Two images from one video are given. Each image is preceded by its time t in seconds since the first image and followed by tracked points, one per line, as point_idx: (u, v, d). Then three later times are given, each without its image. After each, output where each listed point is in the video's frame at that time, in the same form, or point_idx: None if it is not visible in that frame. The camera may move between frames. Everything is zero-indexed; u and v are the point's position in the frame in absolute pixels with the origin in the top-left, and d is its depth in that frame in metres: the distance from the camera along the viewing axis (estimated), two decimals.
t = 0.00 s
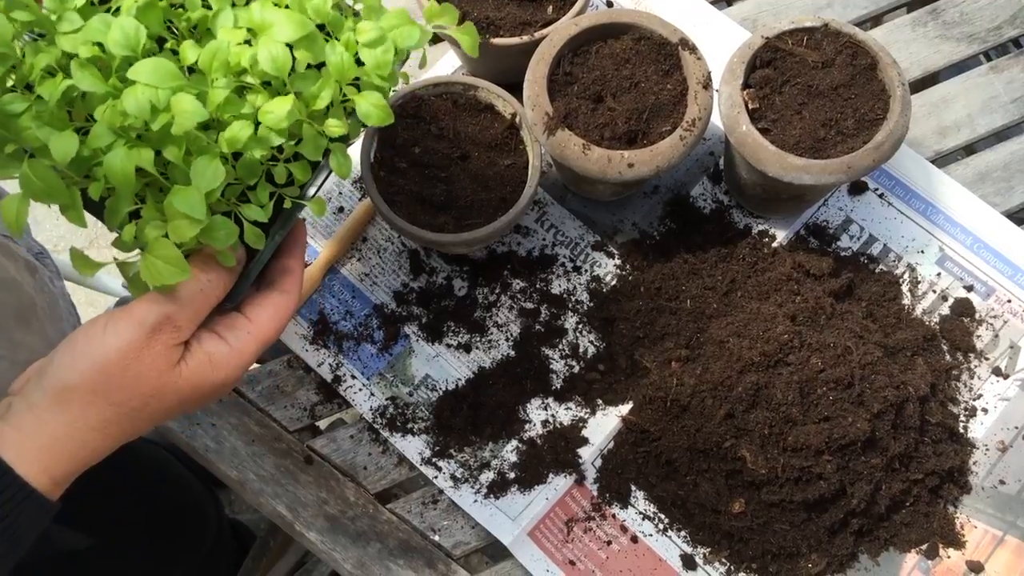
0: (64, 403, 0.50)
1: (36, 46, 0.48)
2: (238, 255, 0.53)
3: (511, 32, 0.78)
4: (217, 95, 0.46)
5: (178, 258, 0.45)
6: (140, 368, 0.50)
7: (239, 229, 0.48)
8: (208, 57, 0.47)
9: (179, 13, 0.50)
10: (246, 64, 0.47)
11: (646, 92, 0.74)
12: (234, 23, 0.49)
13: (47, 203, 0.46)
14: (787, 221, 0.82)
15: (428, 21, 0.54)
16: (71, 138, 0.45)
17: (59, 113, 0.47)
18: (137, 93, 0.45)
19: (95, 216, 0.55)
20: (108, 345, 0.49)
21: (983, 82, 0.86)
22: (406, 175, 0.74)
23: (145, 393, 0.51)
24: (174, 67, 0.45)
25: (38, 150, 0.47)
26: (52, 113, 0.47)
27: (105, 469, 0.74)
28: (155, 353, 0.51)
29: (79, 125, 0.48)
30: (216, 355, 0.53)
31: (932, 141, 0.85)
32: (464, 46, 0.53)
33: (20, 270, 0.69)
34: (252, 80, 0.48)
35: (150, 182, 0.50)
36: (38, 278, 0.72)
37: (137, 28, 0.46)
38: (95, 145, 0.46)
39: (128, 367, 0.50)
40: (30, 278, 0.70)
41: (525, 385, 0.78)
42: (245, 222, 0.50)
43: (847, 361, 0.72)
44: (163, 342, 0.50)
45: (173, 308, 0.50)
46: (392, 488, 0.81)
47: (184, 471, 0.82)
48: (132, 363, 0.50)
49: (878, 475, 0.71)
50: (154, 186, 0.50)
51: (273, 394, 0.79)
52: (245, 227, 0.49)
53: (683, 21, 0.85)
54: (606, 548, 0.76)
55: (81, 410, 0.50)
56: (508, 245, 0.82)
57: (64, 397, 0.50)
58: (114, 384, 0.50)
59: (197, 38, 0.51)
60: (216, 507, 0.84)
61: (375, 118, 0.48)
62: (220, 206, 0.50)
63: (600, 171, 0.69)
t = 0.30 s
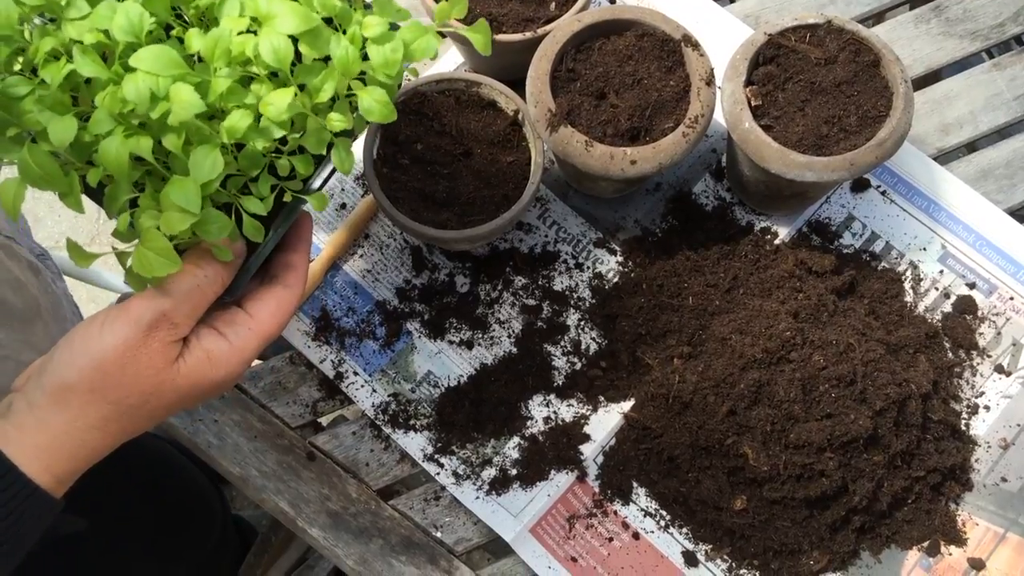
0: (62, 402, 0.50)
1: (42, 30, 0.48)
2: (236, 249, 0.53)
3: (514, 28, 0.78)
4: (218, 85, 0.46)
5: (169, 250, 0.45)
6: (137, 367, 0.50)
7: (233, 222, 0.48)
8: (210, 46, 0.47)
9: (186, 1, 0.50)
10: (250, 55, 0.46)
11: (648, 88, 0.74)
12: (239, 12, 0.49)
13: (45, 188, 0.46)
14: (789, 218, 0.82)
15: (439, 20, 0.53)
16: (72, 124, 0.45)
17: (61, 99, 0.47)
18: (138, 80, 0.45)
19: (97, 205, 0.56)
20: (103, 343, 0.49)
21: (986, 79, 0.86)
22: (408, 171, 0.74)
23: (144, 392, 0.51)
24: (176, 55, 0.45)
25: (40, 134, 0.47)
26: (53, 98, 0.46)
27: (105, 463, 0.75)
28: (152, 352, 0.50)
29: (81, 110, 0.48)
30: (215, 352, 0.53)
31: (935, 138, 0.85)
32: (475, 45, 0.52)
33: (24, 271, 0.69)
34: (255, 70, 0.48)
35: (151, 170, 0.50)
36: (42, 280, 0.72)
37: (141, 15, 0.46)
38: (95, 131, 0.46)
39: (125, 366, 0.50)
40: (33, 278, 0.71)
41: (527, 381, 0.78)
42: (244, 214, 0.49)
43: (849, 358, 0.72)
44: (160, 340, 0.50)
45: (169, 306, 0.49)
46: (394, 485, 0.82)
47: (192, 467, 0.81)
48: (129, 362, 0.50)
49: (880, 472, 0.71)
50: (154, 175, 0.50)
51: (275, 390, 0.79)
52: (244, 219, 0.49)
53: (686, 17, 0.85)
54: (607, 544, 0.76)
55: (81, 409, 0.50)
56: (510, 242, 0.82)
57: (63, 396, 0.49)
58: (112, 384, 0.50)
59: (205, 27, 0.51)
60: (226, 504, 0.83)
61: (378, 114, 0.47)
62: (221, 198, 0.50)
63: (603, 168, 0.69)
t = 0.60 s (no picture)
0: (71, 390, 0.50)
1: (44, 30, 0.48)
2: (239, 241, 0.53)
3: (515, 26, 0.78)
4: (220, 80, 0.47)
5: (177, 240, 0.45)
6: (146, 355, 0.51)
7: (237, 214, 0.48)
8: (211, 42, 0.47)
9: None
10: (249, 51, 0.47)
11: (650, 87, 0.74)
12: (239, 10, 0.49)
13: (51, 183, 0.46)
14: (790, 217, 0.82)
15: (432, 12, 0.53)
16: (76, 120, 0.45)
17: (66, 95, 0.47)
18: (141, 75, 0.45)
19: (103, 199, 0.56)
20: (113, 333, 0.49)
21: (988, 78, 0.86)
22: (409, 169, 0.74)
23: (152, 379, 0.51)
24: (178, 51, 0.45)
25: (45, 131, 0.47)
26: (58, 95, 0.47)
27: (106, 459, 0.74)
28: (160, 340, 0.51)
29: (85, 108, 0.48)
30: (220, 341, 0.54)
31: (936, 136, 0.85)
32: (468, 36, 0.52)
33: (28, 261, 0.69)
34: (255, 65, 0.48)
35: (154, 164, 0.50)
36: (43, 268, 0.72)
37: (143, 12, 0.46)
38: (99, 128, 0.46)
39: (134, 355, 0.50)
40: (36, 269, 0.71)
41: (529, 379, 0.78)
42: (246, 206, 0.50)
43: (850, 356, 0.72)
44: (168, 329, 0.51)
45: (176, 295, 0.50)
46: (395, 483, 0.81)
47: (188, 463, 0.82)
48: (138, 351, 0.50)
49: (881, 470, 0.72)
50: (157, 169, 0.50)
51: (277, 388, 0.79)
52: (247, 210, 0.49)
53: (687, 15, 0.85)
54: (608, 542, 0.76)
55: (90, 396, 0.50)
56: (511, 240, 0.82)
57: (73, 384, 0.50)
58: (121, 372, 0.50)
59: (204, 23, 0.50)
60: (220, 499, 0.85)
61: (375, 107, 0.48)
62: (223, 189, 0.50)
63: (603, 166, 0.69)
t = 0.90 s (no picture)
0: (77, 364, 0.50)
1: (41, 19, 0.48)
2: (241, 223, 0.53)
3: (516, 25, 0.78)
4: (217, 65, 0.47)
5: (176, 225, 0.45)
6: (149, 328, 0.51)
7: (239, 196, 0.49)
8: (207, 27, 0.47)
9: None
10: (246, 36, 0.47)
11: (650, 86, 0.74)
12: None
13: (51, 172, 0.46)
14: (791, 215, 0.82)
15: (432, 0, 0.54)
16: (74, 108, 0.45)
17: (63, 84, 0.47)
18: (138, 62, 0.45)
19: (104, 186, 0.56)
20: (118, 306, 0.50)
21: (988, 77, 0.86)
22: (411, 168, 0.75)
23: (156, 353, 0.51)
24: (174, 37, 0.45)
25: (45, 120, 0.48)
26: (55, 84, 0.47)
27: (110, 455, 0.74)
28: (163, 313, 0.51)
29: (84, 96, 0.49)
30: (225, 319, 0.54)
31: (936, 135, 0.85)
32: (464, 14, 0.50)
33: (32, 248, 0.70)
34: (252, 50, 0.48)
35: (155, 150, 0.50)
36: (48, 255, 0.73)
37: None
38: (98, 115, 0.46)
39: (138, 328, 0.50)
40: (41, 256, 0.71)
41: (530, 377, 0.78)
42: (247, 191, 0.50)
43: (851, 355, 0.72)
44: (170, 302, 0.51)
45: (179, 268, 0.50)
46: (396, 482, 0.82)
47: (191, 459, 0.83)
48: (141, 324, 0.50)
49: (881, 468, 0.72)
50: (158, 155, 0.50)
51: (278, 386, 0.79)
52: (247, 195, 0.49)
53: (688, 14, 0.85)
54: (609, 540, 0.76)
55: (95, 370, 0.50)
56: (512, 238, 0.82)
57: (77, 358, 0.50)
58: (125, 345, 0.50)
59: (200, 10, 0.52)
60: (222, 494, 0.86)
61: (373, 90, 0.48)
62: (223, 174, 0.51)
63: (605, 165, 0.69)
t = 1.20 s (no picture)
0: (80, 350, 0.50)
1: (42, 17, 0.48)
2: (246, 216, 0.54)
3: (519, 25, 0.78)
4: (219, 63, 0.47)
5: (183, 219, 0.45)
6: (154, 314, 0.51)
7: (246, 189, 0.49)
8: (210, 25, 0.47)
9: None
10: (248, 34, 0.47)
11: (653, 86, 0.74)
12: None
13: (57, 170, 0.46)
14: (793, 216, 0.82)
15: None
16: (79, 107, 0.45)
17: (67, 83, 0.47)
18: (141, 61, 0.45)
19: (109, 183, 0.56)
20: (123, 291, 0.50)
21: (991, 77, 0.86)
22: (413, 168, 0.75)
23: (160, 340, 0.52)
24: (176, 36, 0.45)
25: (49, 119, 0.48)
26: (59, 83, 0.47)
27: (113, 452, 0.74)
28: (168, 299, 0.51)
29: (87, 94, 0.49)
30: (228, 306, 0.54)
31: (939, 136, 0.85)
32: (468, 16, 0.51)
33: (36, 242, 0.70)
34: (254, 48, 0.48)
35: (159, 147, 0.50)
36: (51, 250, 0.73)
37: None
38: (102, 113, 0.46)
39: (143, 313, 0.50)
40: (44, 251, 0.72)
41: (532, 377, 0.78)
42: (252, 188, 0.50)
43: (853, 355, 0.72)
44: (175, 288, 0.51)
45: (184, 253, 0.50)
46: (398, 482, 0.81)
47: (194, 456, 0.83)
48: (146, 309, 0.51)
49: (884, 469, 0.72)
50: (162, 152, 0.50)
51: (280, 386, 0.79)
52: (251, 191, 0.50)
53: (691, 14, 0.85)
54: (611, 540, 0.76)
55: (97, 357, 0.50)
56: (514, 239, 0.82)
57: (80, 344, 0.50)
58: (129, 330, 0.50)
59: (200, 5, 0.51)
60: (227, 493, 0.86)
61: (375, 88, 0.48)
62: (227, 171, 0.51)
63: (607, 165, 0.69)
